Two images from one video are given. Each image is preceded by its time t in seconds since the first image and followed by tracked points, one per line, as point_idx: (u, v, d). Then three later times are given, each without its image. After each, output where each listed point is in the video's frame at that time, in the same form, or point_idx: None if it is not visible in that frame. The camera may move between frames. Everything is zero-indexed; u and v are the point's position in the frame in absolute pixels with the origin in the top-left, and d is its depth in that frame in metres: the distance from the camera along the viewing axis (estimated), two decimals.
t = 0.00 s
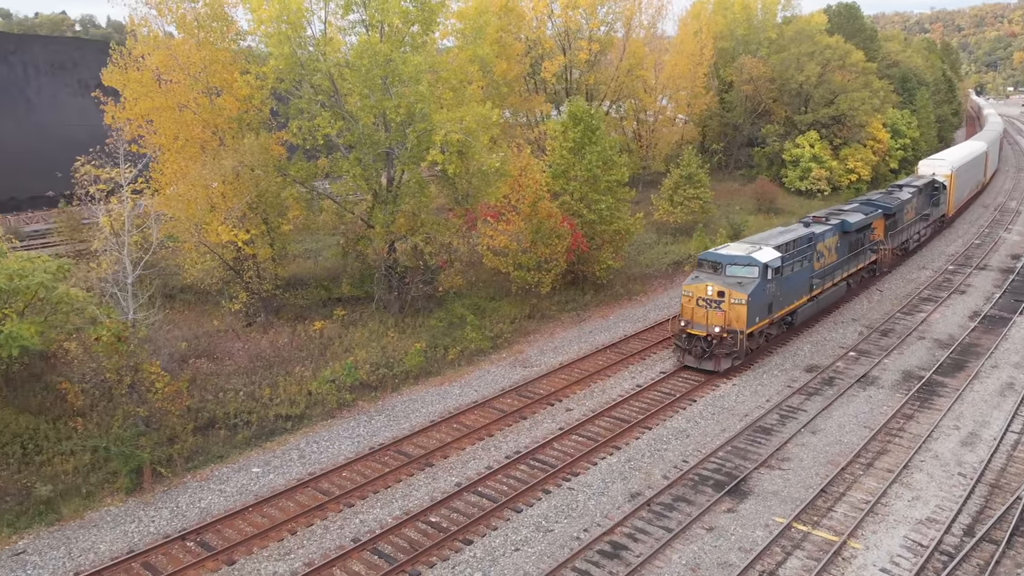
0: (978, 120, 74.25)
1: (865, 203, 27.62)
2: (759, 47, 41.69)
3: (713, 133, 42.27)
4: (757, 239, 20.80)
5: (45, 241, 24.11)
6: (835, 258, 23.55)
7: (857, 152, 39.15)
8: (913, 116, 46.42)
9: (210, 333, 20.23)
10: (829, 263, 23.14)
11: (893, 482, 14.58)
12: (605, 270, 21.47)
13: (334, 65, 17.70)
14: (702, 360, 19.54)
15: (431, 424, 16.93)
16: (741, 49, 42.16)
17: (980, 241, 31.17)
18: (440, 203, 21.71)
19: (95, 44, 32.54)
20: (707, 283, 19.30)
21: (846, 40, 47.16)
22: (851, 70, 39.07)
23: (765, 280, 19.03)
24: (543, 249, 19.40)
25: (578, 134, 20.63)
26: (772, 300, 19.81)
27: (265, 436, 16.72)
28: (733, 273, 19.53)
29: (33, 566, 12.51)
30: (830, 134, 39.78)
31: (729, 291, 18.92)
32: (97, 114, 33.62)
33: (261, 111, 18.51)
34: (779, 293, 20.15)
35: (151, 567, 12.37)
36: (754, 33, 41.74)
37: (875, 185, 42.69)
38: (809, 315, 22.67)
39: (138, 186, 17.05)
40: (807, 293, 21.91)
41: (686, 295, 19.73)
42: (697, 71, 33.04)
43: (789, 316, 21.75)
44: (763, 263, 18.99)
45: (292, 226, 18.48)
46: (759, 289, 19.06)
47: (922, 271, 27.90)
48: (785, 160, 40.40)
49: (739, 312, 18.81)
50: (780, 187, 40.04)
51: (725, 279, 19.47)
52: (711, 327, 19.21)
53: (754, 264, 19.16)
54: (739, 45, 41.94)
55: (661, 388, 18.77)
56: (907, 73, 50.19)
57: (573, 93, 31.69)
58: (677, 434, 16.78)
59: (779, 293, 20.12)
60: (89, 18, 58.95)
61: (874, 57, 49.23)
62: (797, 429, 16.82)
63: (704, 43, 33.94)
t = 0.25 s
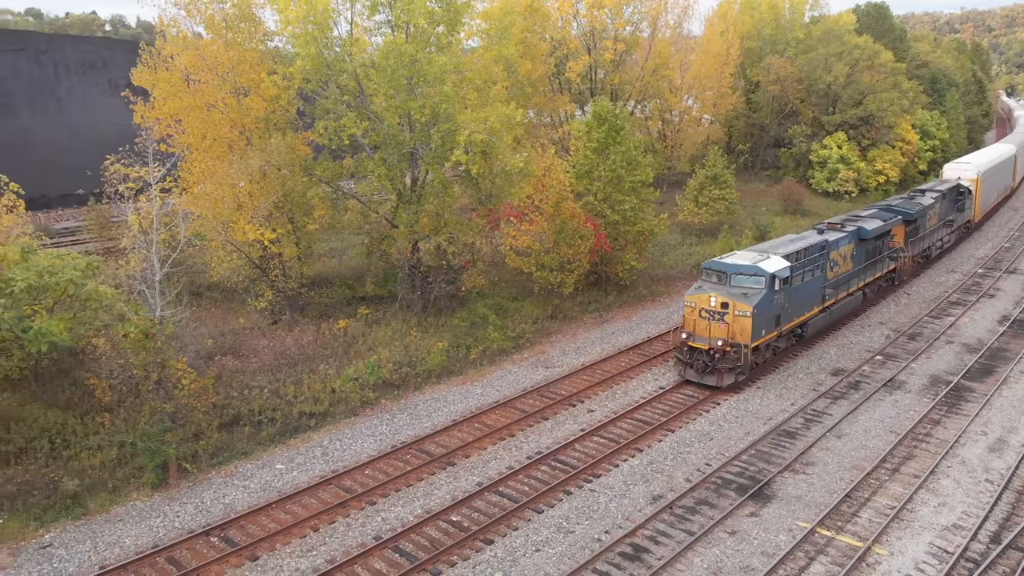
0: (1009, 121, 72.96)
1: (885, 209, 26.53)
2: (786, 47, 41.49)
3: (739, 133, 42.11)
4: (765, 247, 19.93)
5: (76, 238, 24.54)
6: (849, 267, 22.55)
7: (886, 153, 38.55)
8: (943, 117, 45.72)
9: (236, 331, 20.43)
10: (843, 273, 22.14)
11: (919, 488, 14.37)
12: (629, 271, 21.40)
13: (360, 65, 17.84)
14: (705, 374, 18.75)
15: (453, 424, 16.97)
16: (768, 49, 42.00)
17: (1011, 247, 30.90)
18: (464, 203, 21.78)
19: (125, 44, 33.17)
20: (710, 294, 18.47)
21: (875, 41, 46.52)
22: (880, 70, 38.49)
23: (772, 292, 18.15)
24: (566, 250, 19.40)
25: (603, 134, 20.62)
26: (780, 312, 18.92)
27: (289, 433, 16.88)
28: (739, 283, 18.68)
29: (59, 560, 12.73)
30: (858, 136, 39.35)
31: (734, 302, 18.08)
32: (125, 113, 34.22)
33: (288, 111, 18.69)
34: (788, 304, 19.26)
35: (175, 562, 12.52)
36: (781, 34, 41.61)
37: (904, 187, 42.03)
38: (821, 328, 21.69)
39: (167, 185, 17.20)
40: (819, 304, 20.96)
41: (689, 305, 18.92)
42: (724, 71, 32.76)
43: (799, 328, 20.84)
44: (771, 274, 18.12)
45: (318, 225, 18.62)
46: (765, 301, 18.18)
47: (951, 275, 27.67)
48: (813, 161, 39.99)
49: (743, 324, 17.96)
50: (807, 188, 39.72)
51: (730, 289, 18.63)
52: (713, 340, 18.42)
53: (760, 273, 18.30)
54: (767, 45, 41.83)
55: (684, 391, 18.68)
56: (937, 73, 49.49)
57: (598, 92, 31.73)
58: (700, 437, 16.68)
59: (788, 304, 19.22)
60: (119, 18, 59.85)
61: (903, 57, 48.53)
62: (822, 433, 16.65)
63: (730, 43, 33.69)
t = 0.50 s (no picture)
0: None
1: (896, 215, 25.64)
2: (807, 47, 39.76)
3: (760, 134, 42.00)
4: (766, 255, 19.11)
5: (99, 236, 24.81)
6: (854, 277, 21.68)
7: (908, 154, 38.42)
8: (967, 118, 45.27)
9: (256, 329, 20.57)
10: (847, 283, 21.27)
11: (940, 492, 14.21)
12: (647, 272, 21.31)
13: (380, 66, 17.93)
14: (699, 390, 17.96)
15: (469, 423, 16.99)
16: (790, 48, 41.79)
17: None
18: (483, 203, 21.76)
19: (147, 45, 33.56)
20: (705, 305, 17.64)
21: (898, 41, 45.99)
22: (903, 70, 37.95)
23: (771, 303, 17.31)
24: (584, 250, 19.42)
25: (621, 135, 20.66)
26: (780, 324, 18.09)
27: (308, 431, 16.98)
28: (736, 294, 17.85)
29: (80, 555, 12.99)
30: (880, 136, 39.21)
31: (730, 314, 17.25)
32: (148, 113, 34.55)
33: (308, 111, 18.79)
34: (788, 316, 18.44)
35: (194, 558, 12.64)
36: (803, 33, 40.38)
37: (926, 188, 41.80)
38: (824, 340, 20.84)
39: (188, 185, 17.31)
40: (822, 316, 20.10)
41: (684, 316, 18.12)
42: (745, 70, 32.51)
43: (801, 339, 20.05)
44: (769, 284, 17.29)
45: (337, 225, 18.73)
46: (763, 312, 17.35)
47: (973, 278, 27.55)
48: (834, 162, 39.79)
49: (740, 337, 17.08)
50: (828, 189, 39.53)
51: (727, 300, 17.82)
52: (708, 354, 17.60)
53: (758, 284, 17.46)
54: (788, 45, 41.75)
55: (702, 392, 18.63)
56: (960, 74, 49.11)
57: (617, 92, 31.91)
58: (718, 439, 16.60)
59: (788, 316, 18.38)
60: (143, 19, 60.50)
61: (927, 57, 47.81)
62: (841, 436, 16.52)
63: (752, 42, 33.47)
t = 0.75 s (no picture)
0: None
1: (904, 222, 24.88)
2: (827, 46, 40.52)
3: (779, 134, 41.84)
4: (762, 264, 18.30)
5: (119, 234, 25.05)
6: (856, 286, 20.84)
7: (929, 154, 37.92)
8: (988, 120, 44.90)
9: (274, 328, 20.69)
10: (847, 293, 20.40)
11: (958, 497, 14.07)
12: (664, 273, 21.20)
13: (397, 67, 18.02)
14: (688, 406, 17.28)
15: (484, 423, 17.00)
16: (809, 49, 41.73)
17: None
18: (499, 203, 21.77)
19: (167, 45, 33.92)
20: (695, 316, 16.84)
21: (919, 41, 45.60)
22: (924, 71, 37.46)
23: (764, 314, 16.50)
24: (600, 250, 19.41)
25: (638, 135, 20.70)
26: (775, 336, 17.28)
27: (324, 430, 17.07)
28: (728, 304, 17.05)
29: (98, 551, 13.13)
30: (900, 137, 38.93)
31: (721, 326, 16.45)
32: (170, 115, 34.77)
33: (326, 111, 18.90)
34: (784, 327, 17.62)
35: (211, 555, 12.74)
36: (823, 33, 41.27)
37: (947, 189, 41.49)
38: (824, 353, 20.01)
39: (208, 184, 17.44)
40: (821, 327, 19.26)
41: (674, 327, 17.35)
42: (765, 70, 32.30)
43: (799, 353, 19.29)
44: (763, 294, 16.48)
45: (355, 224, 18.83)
46: (756, 324, 16.53)
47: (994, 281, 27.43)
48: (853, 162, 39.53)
49: (732, 350, 16.32)
50: (847, 190, 39.34)
51: (719, 311, 17.02)
52: (698, 368, 16.82)
53: (751, 295, 16.65)
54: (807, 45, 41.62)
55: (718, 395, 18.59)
56: (981, 75, 48.78)
57: (634, 92, 31.89)
58: (735, 441, 16.53)
59: (784, 327, 17.56)
60: (163, 19, 61.03)
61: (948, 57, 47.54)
62: (859, 440, 16.40)
63: (772, 42, 33.20)
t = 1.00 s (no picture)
0: None
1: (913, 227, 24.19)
2: (847, 46, 39.91)
3: (798, 135, 41.66)
4: (757, 273, 17.63)
5: (139, 233, 25.29)
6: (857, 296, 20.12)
7: (950, 156, 37.67)
8: (1010, 121, 44.49)
9: (292, 326, 20.78)
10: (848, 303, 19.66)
11: (977, 502, 13.92)
12: (681, 274, 21.09)
13: (415, 67, 18.07)
14: (674, 424, 16.47)
15: (499, 423, 17.00)
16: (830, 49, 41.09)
17: None
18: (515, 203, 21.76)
19: (188, 45, 34.24)
20: (683, 329, 16.08)
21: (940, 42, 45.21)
22: (945, 72, 37.05)
23: (756, 326, 15.75)
24: (617, 251, 19.40)
25: (656, 135, 20.73)
26: (768, 349, 16.54)
27: (340, 428, 17.16)
28: (718, 317, 16.32)
29: (116, 547, 13.25)
30: (921, 138, 38.63)
31: (709, 339, 15.69)
32: (189, 114, 35.01)
33: (345, 111, 18.98)
34: (778, 340, 16.90)
35: (227, 551, 12.82)
36: (844, 33, 40.39)
37: (968, 191, 41.10)
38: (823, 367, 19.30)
39: (226, 183, 17.46)
40: (819, 340, 18.51)
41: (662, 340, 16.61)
42: (784, 70, 32.10)
43: (797, 367, 18.60)
44: (754, 306, 15.74)
45: (372, 224, 18.92)
46: (746, 338, 15.79)
47: (1015, 284, 27.33)
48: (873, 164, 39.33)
49: (720, 365, 15.55)
50: (867, 192, 39.12)
51: (708, 323, 16.27)
52: (685, 383, 16.04)
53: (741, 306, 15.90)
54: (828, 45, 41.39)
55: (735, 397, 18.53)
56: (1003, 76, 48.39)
57: (652, 93, 31.86)
58: (752, 444, 16.48)
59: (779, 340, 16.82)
60: (183, 19, 61.58)
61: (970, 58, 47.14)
62: (877, 443, 16.27)
63: (792, 42, 32.91)
